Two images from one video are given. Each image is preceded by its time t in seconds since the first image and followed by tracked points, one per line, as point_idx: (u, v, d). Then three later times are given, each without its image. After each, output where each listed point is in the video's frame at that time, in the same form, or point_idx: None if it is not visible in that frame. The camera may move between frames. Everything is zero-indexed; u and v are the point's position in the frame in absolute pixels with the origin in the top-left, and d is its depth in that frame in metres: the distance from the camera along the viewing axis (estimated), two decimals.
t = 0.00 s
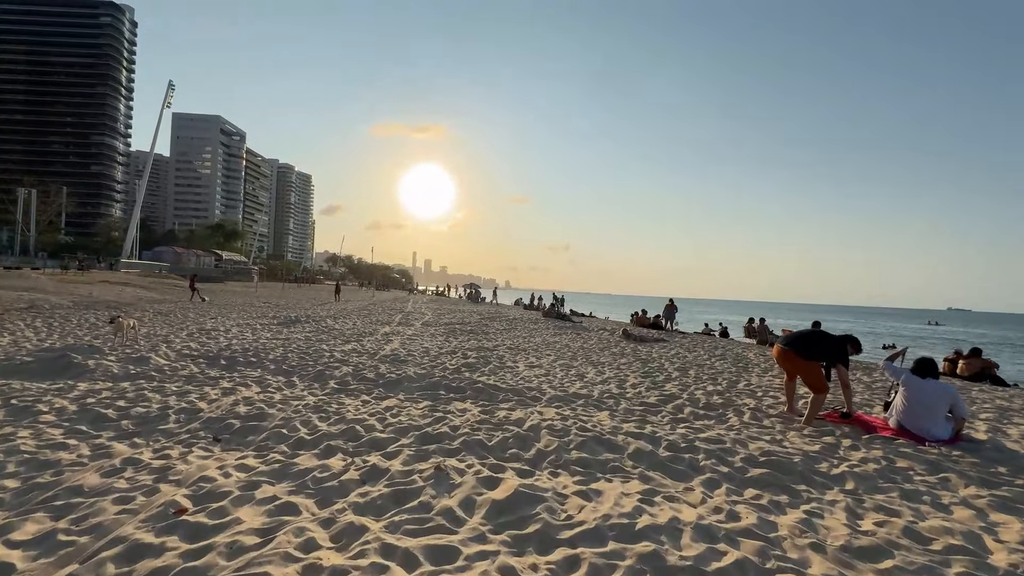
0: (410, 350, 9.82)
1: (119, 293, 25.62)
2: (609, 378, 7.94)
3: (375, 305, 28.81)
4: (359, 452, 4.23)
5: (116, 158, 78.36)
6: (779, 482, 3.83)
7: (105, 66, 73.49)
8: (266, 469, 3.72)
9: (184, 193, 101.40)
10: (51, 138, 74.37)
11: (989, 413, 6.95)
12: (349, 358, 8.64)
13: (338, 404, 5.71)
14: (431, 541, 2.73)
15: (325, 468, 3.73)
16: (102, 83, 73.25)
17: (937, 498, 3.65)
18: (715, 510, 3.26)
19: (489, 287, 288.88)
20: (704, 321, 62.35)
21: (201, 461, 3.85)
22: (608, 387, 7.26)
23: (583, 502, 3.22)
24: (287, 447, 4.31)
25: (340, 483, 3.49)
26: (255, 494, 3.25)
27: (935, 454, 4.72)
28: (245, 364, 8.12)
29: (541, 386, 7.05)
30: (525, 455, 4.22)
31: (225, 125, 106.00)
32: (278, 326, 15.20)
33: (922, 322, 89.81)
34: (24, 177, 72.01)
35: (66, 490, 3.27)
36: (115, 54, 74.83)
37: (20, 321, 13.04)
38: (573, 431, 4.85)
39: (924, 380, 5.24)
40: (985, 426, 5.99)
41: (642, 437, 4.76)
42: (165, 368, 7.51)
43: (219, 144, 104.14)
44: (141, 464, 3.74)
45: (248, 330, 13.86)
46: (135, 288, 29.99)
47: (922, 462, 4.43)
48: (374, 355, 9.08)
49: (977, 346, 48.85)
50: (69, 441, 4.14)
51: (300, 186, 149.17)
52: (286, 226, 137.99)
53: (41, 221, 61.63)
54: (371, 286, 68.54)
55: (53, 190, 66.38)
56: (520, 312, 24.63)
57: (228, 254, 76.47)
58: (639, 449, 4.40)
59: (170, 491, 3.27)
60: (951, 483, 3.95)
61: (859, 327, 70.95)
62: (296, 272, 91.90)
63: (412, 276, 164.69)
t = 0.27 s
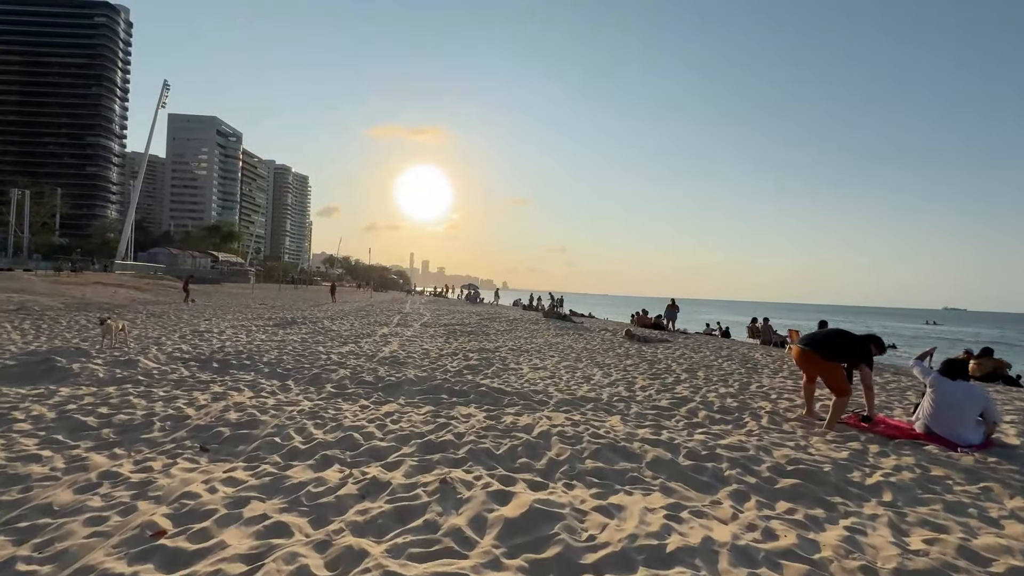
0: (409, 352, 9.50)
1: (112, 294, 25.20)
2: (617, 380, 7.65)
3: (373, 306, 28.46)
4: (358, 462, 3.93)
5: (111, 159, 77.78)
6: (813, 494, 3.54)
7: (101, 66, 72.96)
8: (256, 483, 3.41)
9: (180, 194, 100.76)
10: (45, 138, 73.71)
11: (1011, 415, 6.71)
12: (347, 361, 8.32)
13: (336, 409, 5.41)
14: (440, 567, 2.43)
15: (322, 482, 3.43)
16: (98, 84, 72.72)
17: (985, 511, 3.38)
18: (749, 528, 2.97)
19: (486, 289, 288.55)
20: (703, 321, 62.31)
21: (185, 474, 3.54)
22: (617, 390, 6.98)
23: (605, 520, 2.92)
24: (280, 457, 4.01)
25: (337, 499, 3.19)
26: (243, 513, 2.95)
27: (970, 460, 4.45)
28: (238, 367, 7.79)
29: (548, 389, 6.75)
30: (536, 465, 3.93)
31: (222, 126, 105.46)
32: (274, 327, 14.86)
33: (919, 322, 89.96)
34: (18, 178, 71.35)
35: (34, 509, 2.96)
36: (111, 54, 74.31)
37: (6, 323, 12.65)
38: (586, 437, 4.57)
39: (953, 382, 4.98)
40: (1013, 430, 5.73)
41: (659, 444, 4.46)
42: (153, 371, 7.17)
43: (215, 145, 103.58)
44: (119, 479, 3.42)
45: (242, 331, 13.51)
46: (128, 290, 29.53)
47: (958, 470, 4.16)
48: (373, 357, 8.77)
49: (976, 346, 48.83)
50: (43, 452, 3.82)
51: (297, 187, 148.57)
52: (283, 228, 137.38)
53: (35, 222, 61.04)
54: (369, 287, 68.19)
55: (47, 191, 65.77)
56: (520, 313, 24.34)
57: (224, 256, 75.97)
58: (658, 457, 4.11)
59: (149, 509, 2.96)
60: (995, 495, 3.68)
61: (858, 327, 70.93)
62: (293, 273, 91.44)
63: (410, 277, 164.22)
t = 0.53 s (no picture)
0: (408, 357, 9.23)
1: (105, 297, 24.82)
2: (623, 385, 7.42)
3: (370, 308, 28.16)
4: (356, 480, 3.68)
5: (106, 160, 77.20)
6: (843, 514, 3.31)
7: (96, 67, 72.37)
8: (246, 506, 3.16)
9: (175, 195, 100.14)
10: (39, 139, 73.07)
11: None
12: (344, 366, 8.06)
13: (333, 420, 5.16)
14: None
15: (317, 505, 3.18)
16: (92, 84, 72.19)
17: None
18: (781, 555, 2.74)
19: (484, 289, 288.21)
20: (701, 321, 62.17)
21: (169, 497, 3.28)
22: (624, 397, 6.74)
23: (625, 548, 2.68)
24: (272, 475, 3.75)
25: (334, 524, 2.94)
26: (229, 542, 2.69)
27: (1000, 472, 4.25)
28: (231, 374, 7.52)
29: (553, 396, 6.51)
30: (546, 483, 3.69)
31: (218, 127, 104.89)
32: (269, 331, 14.57)
33: (917, 322, 90.16)
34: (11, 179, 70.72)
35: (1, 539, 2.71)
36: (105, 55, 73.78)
37: None
38: (596, 450, 4.33)
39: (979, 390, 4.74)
40: None
41: (674, 457, 4.23)
42: (143, 379, 6.90)
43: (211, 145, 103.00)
44: (97, 502, 3.17)
45: (237, 335, 13.23)
46: (122, 292, 29.14)
47: (990, 484, 3.95)
48: (371, 363, 8.51)
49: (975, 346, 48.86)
50: (17, 472, 3.56)
51: (294, 188, 147.94)
52: (279, 229, 136.77)
53: (28, 224, 60.50)
54: (366, 289, 67.85)
55: (41, 192, 65.21)
56: (519, 315, 24.09)
57: (221, 257, 75.48)
58: (674, 473, 3.87)
59: (126, 539, 2.71)
60: None
61: (856, 327, 70.97)
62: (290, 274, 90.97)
63: (407, 279, 163.78)
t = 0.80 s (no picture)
0: (406, 360, 9.00)
1: (97, 298, 24.45)
2: (627, 390, 7.22)
3: (367, 309, 27.90)
4: (351, 495, 3.46)
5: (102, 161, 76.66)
6: (870, 531, 3.11)
7: (91, 67, 71.76)
8: (231, 526, 2.93)
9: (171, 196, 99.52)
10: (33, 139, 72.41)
11: None
12: (339, 371, 7.83)
13: (327, 428, 4.94)
14: None
15: (308, 525, 2.96)
16: (87, 84, 71.64)
17: None
18: None
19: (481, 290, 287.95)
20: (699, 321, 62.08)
21: (149, 517, 3.05)
22: (628, 401, 6.55)
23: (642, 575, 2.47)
24: (261, 491, 3.52)
25: (326, 547, 2.72)
26: (212, 569, 2.47)
27: None
28: (222, 379, 7.27)
29: (555, 401, 6.31)
30: (553, 497, 3.48)
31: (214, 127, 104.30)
32: (264, 333, 14.33)
33: (914, 321, 90.43)
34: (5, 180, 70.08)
35: None
36: (100, 55, 73.25)
37: None
38: (604, 461, 4.12)
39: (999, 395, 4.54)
40: None
41: (686, 468, 4.03)
42: (130, 385, 6.65)
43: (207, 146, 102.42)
44: (70, 524, 2.93)
45: (231, 338, 12.97)
46: (115, 294, 28.77)
47: (1018, 495, 3.77)
48: (367, 366, 8.28)
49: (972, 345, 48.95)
50: None
51: (290, 188, 147.28)
52: (276, 230, 136.17)
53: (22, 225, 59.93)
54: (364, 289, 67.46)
55: (34, 193, 64.64)
56: (518, 315, 23.88)
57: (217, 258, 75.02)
58: (688, 485, 3.67)
59: (98, 567, 2.48)
60: None
61: (854, 327, 71.08)
62: (287, 275, 90.52)
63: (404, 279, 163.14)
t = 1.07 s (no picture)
0: (401, 362, 8.71)
1: (89, 299, 24.04)
2: (631, 392, 6.95)
3: (363, 310, 27.57)
4: (339, 512, 3.17)
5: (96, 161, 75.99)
6: (907, 548, 2.85)
7: (84, 67, 71.06)
8: (203, 551, 2.63)
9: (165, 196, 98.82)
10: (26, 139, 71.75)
11: None
12: (332, 373, 7.54)
13: (317, 436, 4.64)
14: None
15: (290, 548, 2.66)
16: (80, 84, 70.99)
17: None
18: None
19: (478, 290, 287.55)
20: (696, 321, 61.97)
21: (112, 540, 2.75)
22: (633, 405, 6.28)
23: None
24: (240, 508, 3.22)
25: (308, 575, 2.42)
26: None
27: None
28: (209, 383, 6.97)
29: (558, 405, 6.03)
30: (560, 513, 3.19)
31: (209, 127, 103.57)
32: (257, 334, 14.00)
33: (911, 321, 90.61)
34: None
35: None
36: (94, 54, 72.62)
37: None
38: (613, 471, 3.84)
39: None
40: None
41: (701, 478, 3.75)
42: (111, 389, 6.34)
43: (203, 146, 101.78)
44: (22, 549, 2.63)
45: (222, 339, 12.65)
46: (107, 294, 28.35)
47: None
48: (362, 369, 7.98)
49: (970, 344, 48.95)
50: None
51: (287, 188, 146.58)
52: (272, 230, 135.47)
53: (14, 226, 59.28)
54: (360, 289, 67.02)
55: (27, 193, 64.01)
56: (516, 316, 23.62)
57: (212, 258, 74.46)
58: (704, 498, 3.39)
59: None
60: None
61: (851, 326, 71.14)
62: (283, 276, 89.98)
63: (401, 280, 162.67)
